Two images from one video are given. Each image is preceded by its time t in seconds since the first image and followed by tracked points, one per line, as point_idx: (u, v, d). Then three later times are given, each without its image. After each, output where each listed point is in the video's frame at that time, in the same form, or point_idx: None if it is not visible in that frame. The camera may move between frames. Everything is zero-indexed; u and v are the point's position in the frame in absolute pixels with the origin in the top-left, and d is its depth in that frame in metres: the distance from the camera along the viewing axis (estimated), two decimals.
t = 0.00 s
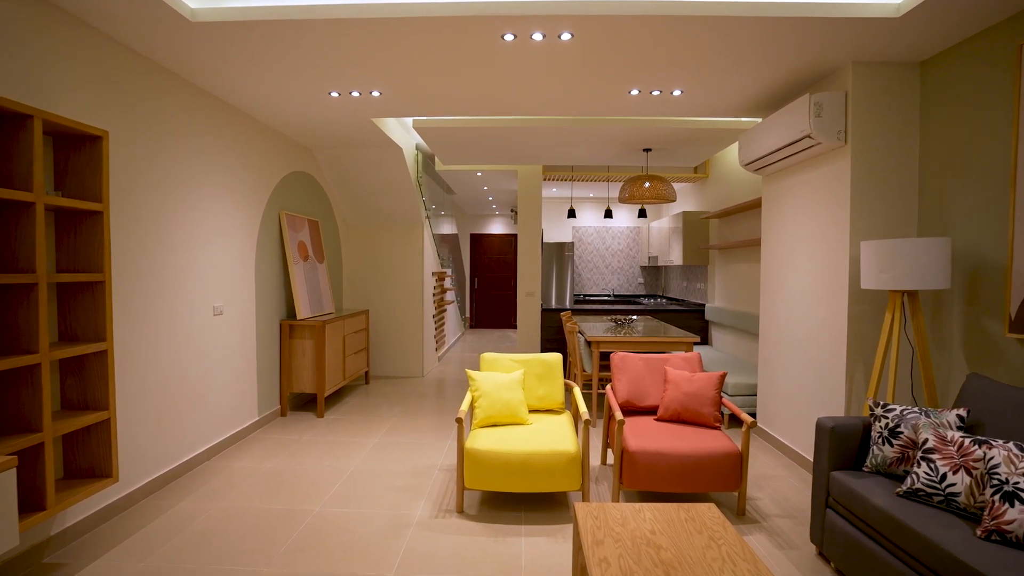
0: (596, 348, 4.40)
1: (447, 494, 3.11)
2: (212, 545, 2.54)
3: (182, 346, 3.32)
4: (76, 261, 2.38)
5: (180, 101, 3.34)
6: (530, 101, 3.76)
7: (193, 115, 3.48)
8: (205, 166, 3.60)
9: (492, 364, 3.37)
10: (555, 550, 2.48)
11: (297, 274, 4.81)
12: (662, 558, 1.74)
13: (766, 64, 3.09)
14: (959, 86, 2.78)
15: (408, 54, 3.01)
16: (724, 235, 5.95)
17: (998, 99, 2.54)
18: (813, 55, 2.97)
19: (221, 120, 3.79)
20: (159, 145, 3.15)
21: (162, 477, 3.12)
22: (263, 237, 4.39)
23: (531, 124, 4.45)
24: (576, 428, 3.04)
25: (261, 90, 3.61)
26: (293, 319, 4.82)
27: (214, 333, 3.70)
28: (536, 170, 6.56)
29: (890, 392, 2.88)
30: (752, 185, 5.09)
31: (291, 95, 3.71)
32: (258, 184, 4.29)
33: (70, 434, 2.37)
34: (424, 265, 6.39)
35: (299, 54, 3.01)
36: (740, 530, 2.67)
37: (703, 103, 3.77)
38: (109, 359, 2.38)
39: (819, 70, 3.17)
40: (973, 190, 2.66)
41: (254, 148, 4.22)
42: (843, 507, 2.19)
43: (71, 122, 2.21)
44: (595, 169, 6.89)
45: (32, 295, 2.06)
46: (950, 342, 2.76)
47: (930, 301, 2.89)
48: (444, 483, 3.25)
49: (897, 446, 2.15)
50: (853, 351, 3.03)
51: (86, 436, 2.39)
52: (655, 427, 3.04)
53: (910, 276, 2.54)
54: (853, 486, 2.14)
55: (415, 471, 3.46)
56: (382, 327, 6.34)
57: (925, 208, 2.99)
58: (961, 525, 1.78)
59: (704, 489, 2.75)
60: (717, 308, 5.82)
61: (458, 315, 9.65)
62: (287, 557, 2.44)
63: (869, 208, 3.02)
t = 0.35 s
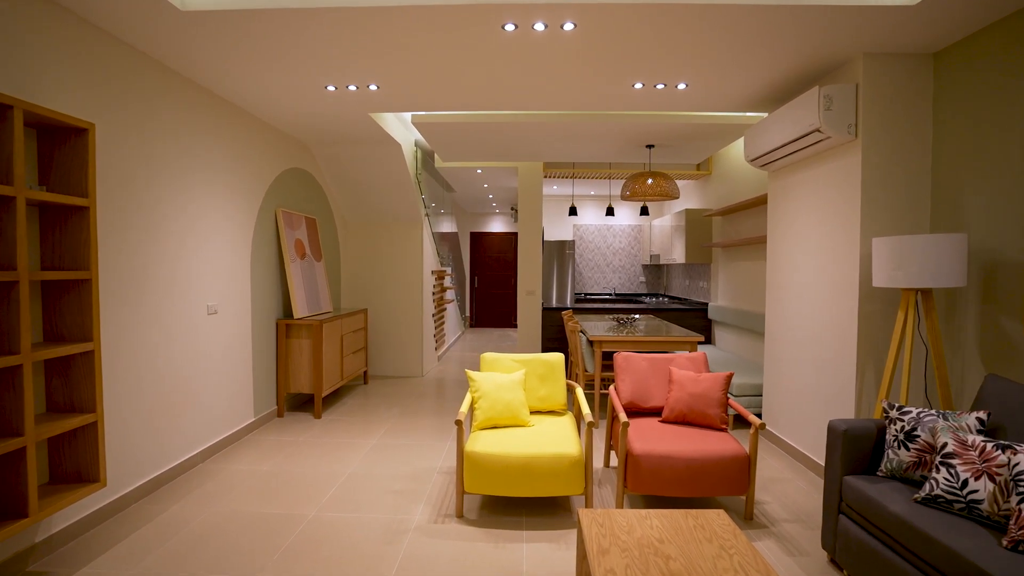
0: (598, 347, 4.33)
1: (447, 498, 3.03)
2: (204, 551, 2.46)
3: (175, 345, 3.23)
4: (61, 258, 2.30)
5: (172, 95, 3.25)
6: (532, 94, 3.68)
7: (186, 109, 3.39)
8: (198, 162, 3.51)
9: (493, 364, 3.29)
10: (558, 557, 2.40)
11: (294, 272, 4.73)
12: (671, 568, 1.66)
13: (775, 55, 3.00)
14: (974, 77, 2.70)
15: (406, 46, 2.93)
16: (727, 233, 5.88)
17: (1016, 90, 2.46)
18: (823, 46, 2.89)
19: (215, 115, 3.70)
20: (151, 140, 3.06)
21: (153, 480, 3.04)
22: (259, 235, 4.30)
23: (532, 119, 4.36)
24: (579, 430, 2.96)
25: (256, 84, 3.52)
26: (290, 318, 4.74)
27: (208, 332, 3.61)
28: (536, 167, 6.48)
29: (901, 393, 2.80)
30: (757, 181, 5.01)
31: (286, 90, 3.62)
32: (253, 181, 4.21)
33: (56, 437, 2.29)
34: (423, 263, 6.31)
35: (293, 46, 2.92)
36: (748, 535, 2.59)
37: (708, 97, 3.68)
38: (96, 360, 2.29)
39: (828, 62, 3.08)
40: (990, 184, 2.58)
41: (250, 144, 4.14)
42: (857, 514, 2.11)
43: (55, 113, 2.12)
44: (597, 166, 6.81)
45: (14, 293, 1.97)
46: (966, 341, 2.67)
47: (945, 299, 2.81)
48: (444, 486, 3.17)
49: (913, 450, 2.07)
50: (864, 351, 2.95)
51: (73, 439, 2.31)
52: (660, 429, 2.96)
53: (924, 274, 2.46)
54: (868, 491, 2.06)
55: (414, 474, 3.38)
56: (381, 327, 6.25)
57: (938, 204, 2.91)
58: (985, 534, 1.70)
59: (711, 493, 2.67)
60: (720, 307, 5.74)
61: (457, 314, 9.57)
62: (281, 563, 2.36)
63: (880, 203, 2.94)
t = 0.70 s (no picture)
0: (600, 347, 4.25)
1: (445, 502, 2.95)
2: (194, 558, 2.38)
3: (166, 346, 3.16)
4: (44, 255, 2.22)
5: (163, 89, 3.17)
6: (532, 89, 3.60)
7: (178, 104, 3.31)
8: (190, 158, 3.43)
9: (492, 364, 3.21)
10: (559, 565, 2.32)
11: (290, 270, 4.65)
12: None
13: (782, 48, 2.92)
14: (987, 69, 2.61)
15: (403, 38, 2.84)
16: (730, 231, 5.80)
17: None
18: (831, 38, 2.81)
19: (208, 110, 3.62)
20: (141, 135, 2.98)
21: (142, 484, 2.96)
22: (254, 233, 4.22)
23: (531, 114, 4.28)
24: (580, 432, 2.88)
25: (248, 78, 3.43)
26: (286, 317, 4.66)
27: (200, 332, 3.53)
28: (537, 164, 6.40)
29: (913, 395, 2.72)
30: (761, 179, 4.93)
31: (281, 84, 3.54)
32: (248, 178, 4.12)
33: (40, 441, 2.22)
34: (422, 262, 6.23)
35: (287, 38, 2.84)
36: (756, 541, 2.51)
37: (713, 91, 3.60)
38: (82, 362, 2.22)
39: (837, 55, 3.00)
40: (1004, 179, 2.50)
41: (245, 140, 4.06)
42: (870, 521, 2.04)
43: (37, 106, 2.04)
44: (597, 163, 6.73)
45: None
46: (980, 341, 2.59)
47: (958, 298, 2.73)
48: (442, 490, 3.10)
49: (929, 455, 1.99)
50: (873, 351, 2.87)
51: (57, 443, 2.24)
52: (664, 431, 2.88)
53: (938, 272, 2.38)
54: (882, 498, 1.98)
55: (412, 477, 3.30)
56: (379, 326, 6.18)
57: (950, 200, 2.82)
58: (1008, 544, 1.63)
59: (717, 498, 2.59)
60: (723, 306, 5.67)
61: (457, 313, 9.50)
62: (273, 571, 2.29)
63: (890, 200, 2.86)
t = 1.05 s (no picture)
0: (602, 347, 4.15)
1: (442, 508, 2.86)
2: (180, 569, 2.29)
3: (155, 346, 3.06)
4: (23, 253, 2.13)
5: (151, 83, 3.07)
6: (532, 83, 3.49)
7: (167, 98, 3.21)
8: (180, 154, 3.33)
9: (491, 366, 3.12)
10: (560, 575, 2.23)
11: (285, 269, 4.55)
12: None
13: (791, 39, 2.82)
14: (1005, 59, 2.51)
15: (398, 29, 2.73)
16: (733, 228, 5.71)
17: None
18: (843, 28, 2.71)
19: (199, 104, 3.52)
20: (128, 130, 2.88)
21: (129, 489, 2.87)
22: (248, 231, 4.13)
23: (531, 110, 4.18)
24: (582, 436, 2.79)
25: (240, 72, 3.33)
26: (281, 317, 4.57)
27: (192, 333, 3.44)
28: (537, 162, 6.30)
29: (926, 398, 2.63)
30: (765, 176, 4.85)
31: (273, 78, 3.43)
32: (241, 174, 4.02)
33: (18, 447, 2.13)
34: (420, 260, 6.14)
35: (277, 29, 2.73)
36: (765, 550, 2.43)
37: (718, 85, 3.50)
38: (62, 365, 2.13)
39: (847, 46, 2.90)
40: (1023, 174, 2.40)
41: (238, 136, 3.96)
42: (886, 531, 1.95)
43: (14, 96, 1.94)
44: (599, 160, 6.63)
45: None
46: (997, 342, 2.50)
47: (975, 297, 2.63)
48: (439, 495, 3.00)
49: (948, 463, 1.90)
50: (885, 353, 2.78)
51: (36, 449, 2.15)
52: (669, 435, 2.79)
53: (954, 271, 2.28)
54: (898, 507, 1.89)
55: (408, 481, 3.21)
56: (377, 326, 6.08)
57: (965, 196, 2.73)
58: None
59: (724, 505, 2.50)
60: (726, 306, 5.58)
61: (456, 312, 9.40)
62: None
63: (902, 196, 2.76)
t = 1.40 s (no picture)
0: (603, 348, 4.07)
1: (441, 514, 2.78)
2: None
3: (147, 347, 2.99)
4: (4, 251, 2.04)
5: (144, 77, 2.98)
6: (533, 79, 3.39)
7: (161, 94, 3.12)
8: (173, 152, 3.23)
9: (491, 368, 3.04)
10: None
11: (281, 268, 4.47)
12: None
13: (802, 32, 2.72)
14: None
15: (394, 23, 2.62)
16: (736, 227, 5.62)
17: None
18: (855, 20, 2.61)
19: (195, 100, 3.43)
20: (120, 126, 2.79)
21: (119, 495, 2.79)
22: (243, 230, 4.05)
23: (532, 106, 4.09)
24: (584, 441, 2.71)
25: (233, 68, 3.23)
26: (277, 317, 4.48)
27: (186, 334, 3.36)
28: (537, 160, 6.21)
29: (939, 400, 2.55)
30: (769, 174, 4.77)
31: (268, 74, 3.33)
32: (237, 172, 3.93)
33: None
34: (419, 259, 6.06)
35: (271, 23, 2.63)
36: (774, 558, 2.35)
37: (724, 80, 3.40)
38: (44, 368, 2.04)
39: (858, 38, 2.81)
40: None
41: (234, 133, 3.87)
42: (902, 541, 1.87)
43: None
44: (600, 158, 6.55)
45: None
46: (1015, 344, 2.41)
47: (991, 297, 2.55)
48: (438, 501, 2.92)
49: (969, 471, 1.82)
50: (896, 355, 2.70)
51: (17, 457, 2.07)
52: (674, 439, 2.71)
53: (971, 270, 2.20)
54: (916, 517, 1.81)
55: (406, 486, 3.12)
56: (375, 326, 6.00)
57: (981, 193, 2.63)
58: None
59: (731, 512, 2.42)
60: (729, 306, 5.51)
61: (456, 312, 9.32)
62: None
63: (915, 193, 2.68)
